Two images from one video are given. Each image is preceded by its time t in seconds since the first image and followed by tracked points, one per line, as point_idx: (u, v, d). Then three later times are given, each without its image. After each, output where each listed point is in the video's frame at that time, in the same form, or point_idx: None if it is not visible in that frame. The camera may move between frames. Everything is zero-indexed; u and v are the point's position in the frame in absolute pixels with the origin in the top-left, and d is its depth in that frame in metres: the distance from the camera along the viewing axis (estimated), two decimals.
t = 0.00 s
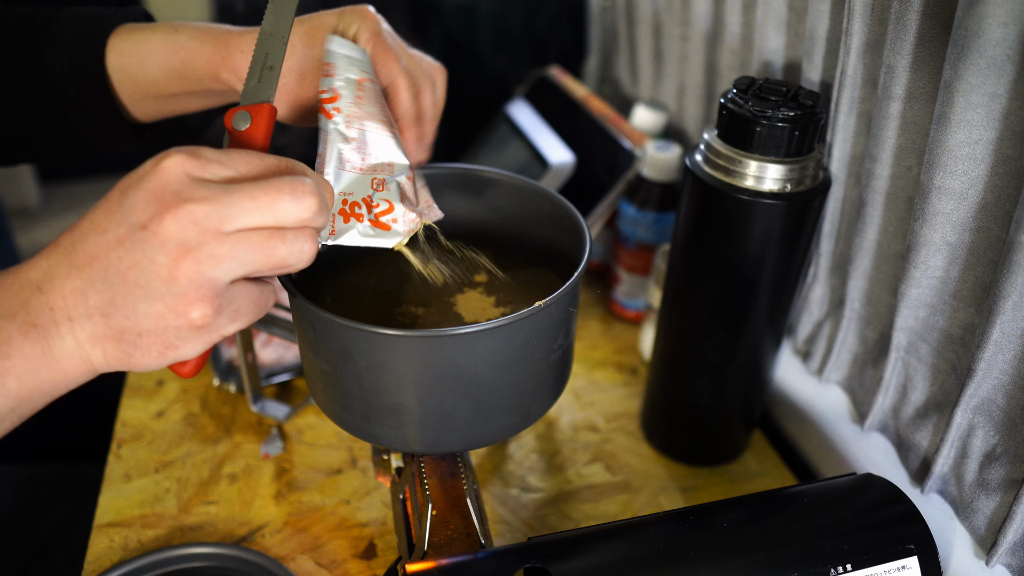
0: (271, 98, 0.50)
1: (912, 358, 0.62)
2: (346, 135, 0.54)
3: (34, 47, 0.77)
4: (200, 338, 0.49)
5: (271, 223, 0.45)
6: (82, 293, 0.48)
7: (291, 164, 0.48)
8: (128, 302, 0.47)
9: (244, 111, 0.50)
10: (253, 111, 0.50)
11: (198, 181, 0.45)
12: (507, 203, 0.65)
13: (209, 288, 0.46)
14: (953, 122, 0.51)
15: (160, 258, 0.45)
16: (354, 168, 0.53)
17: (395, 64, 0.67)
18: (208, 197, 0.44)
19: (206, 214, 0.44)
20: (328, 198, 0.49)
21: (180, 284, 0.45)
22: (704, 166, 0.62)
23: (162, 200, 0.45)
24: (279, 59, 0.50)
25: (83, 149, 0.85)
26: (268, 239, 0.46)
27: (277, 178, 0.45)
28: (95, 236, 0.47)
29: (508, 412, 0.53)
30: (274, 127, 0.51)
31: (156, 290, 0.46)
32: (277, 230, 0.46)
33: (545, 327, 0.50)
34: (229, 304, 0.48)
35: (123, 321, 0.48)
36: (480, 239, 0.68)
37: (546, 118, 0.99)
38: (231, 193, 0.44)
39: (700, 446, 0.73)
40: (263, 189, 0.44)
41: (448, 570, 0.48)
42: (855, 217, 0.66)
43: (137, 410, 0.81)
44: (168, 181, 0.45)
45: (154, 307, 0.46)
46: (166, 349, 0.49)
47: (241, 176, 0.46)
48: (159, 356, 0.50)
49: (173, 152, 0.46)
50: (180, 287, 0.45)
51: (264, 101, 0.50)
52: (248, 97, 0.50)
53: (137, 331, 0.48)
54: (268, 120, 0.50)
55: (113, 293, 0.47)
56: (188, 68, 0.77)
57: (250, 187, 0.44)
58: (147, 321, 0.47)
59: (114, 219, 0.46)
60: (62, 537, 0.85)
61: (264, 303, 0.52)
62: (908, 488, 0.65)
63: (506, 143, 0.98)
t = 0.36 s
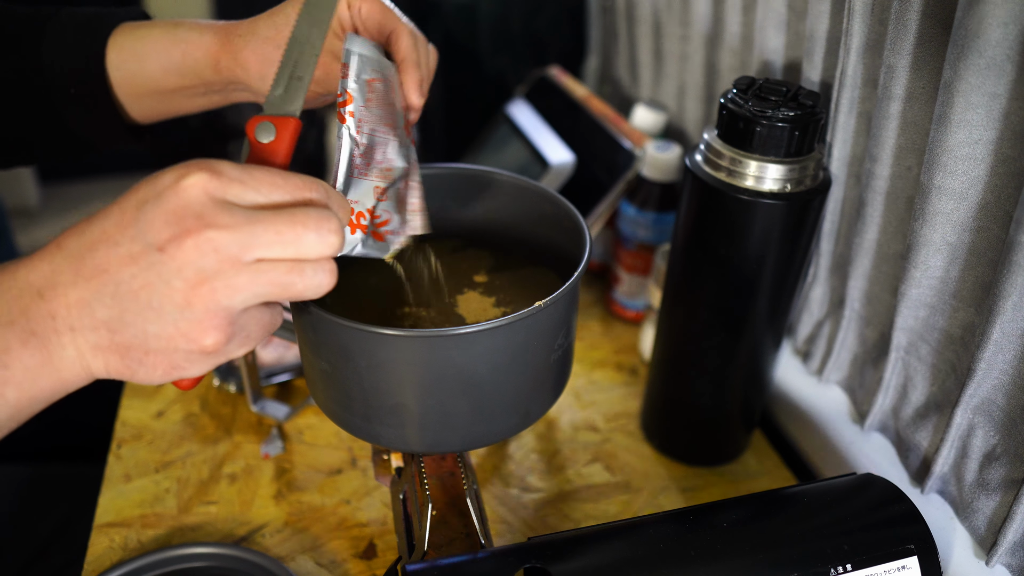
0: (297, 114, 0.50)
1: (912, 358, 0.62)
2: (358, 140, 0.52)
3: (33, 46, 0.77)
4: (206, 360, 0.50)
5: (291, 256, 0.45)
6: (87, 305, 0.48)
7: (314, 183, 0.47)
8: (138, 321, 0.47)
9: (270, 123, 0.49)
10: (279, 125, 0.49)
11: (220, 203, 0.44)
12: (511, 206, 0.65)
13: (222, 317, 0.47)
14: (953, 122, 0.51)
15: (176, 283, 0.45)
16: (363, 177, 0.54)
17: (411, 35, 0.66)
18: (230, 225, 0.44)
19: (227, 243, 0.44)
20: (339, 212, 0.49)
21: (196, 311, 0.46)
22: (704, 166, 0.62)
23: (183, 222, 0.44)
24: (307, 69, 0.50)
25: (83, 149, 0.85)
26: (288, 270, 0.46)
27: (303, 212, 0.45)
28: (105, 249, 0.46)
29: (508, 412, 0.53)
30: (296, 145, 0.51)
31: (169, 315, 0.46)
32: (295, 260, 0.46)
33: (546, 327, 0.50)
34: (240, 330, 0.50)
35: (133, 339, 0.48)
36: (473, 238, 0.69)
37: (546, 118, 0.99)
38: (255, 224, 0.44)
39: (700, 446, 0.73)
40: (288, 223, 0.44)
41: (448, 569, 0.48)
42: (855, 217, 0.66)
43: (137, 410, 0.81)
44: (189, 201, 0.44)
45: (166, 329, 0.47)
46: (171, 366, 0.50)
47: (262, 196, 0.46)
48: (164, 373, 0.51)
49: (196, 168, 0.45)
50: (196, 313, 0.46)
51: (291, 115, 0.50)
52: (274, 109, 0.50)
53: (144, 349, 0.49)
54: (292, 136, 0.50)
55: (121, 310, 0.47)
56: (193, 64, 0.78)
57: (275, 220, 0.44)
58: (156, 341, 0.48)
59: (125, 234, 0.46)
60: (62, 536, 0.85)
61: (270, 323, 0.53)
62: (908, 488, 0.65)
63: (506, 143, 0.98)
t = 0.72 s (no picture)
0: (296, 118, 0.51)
1: (912, 358, 0.62)
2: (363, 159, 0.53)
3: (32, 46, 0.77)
4: (200, 364, 0.50)
5: (289, 263, 0.46)
6: (83, 308, 0.48)
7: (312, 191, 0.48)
8: (132, 325, 0.47)
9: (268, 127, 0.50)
10: (277, 129, 0.50)
11: (218, 209, 0.45)
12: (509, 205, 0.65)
13: (217, 322, 0.47)
14: (953, 121, 0.51)
15: (171, 288, 0.45)
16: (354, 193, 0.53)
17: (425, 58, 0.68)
18: (229, 231, 0.44)
19: (225, 249, 0.44)
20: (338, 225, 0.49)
21: (190, 316, 0.46)
22: (704, 166, 0.62)
23: (180, 227, 0.44)
24: (308, 73, 0.51)
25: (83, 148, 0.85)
26: (283, 277, 0.46)
27: (302, 219, 0.45)
28: (100, 252, 0.46)
29: (508, 411, 0.53)
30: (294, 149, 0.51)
31: (163, 319, 0.47)
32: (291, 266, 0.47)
33: (545, 327, 0.50)
34: (234, 335, 0.50)
35: (127, 342, 0.48)
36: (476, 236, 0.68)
37: (546, 118, 0.99)
38: (253, 230, 0.44)
39: (700, 446, 0.73)
40: (286, 230, 0.45)
41: (448, 569, 0.48)
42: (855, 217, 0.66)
43: (137, 410, 0.81)
44: (187, 206, 0.44)
45: (160, 334, 0.47)
46: (165, 370, 0.50)
47: (260, 204, 0.46)
48: (159, 377, 0.51)
49: (194, 173, 0.45)
50: (190, 318, 0.46)
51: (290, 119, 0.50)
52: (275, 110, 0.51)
53: (137, 352, 0.49)
54: (290, 140, 0.50)
55: (116, 313, 0.47)
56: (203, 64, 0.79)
57: (273, 226, 0.45)
58: (150, 345, 0.48)
59: (122, 237, 0.46)
60: (62, 536, 0.85)
61: (265, 329, 0.53)
62: (908, 488, 0.64)
63: (506, 143, 0.98)
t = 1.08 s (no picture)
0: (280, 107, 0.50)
1: (912, 358, 0.62)
2: (361, 142, 0.53)
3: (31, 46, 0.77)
4: (196, 353, 0.50)
5: (278, 242, 0.46)
6: (78, 301, 0.48)
7: (297, 169, 0.48)
8: (127, 315, 0.47)
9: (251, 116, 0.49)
10: (259, 116, 0.49)
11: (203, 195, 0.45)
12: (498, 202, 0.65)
13: (208, 307, 0.47)
14: (953, 121, 0.51)
15: (163, 273, 0.45)
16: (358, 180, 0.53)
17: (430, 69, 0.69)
18: (217, 214, 0.44)
19: (214, 232, 0.44)
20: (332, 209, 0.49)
21: (181, 301, 0.46)
22: (704, 166, 0.62)
23: (169, 215, 0.44)
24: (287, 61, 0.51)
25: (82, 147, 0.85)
26: (273, 258, 0.46)
27: (288, 198, 0.45)
28: (92, 243, 0.46)
29: (508, 411, 0.53)
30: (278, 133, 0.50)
31: (155, 306, 0.46)
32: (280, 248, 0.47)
33: (545, 327, 0.50)
34: (229, 320, 0.50)
35: (122, 332, 0.48)
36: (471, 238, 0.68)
37: (546, 118, 0.99)
38: (240, 212, 0.45)
39: (700, 446, 0.73)
40: (274, 210, 0.45)
41: (448, 569, 0.48)
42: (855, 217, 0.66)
43: (137, 410, 0.80)
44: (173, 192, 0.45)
45: (154, 322, 0.47)
46: (162, 360, 0.50)
47: (246, 186, 0.46)
48: (155, 367, 0.51)
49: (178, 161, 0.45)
50: (182, 303, 0.46)
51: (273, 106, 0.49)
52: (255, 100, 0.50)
53: (133, 342, 0.49)
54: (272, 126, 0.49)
55: (110, 304, 0.47)
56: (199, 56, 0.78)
57: (260, 207, 0.45)
58: (145, 335, 0.48)
59: (113, 228, 0.46)
60: (62, 536, 0.85)
61: (260, 316, 0.53)
62: (908, 488, 0.65)
63: (506, 143, 0.98)
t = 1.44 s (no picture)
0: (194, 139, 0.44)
1: (912, 358, 0.62)
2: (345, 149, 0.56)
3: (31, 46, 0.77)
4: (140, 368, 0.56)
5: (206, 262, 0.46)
6: (21, 342, 0.51)
7: (236, 224, 0.45)
8: (79, 361, 0.52)
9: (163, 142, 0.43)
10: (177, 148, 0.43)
11: (144, 276, 0.46)
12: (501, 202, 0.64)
13: (155, 356, 0.53)
14: (953, 121, 0.51)
15: (91, 314, 0.47)
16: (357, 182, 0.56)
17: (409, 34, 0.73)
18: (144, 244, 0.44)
19: (157, 311, 0.48)
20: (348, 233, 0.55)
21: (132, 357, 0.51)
22: (704, 166, 0.62)
23: (115, 304, 0.46)
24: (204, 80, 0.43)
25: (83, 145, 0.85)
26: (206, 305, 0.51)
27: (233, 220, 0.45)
28: (28, 302, 0.48)
29: (508, 412, 0.53)
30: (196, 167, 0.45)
31: (103, 357, 0.51)
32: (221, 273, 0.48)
33: (545, 327, 0.50)
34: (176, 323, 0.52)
35: (69, 360, 0.52)
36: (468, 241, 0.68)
37: (546, 118, 0.99)
38: (181, 286, 0.47)
39: (699, 446, 0.73)
40: (214, 276, 0.47)
41: (448, 570, 0.48)
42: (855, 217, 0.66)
43: (137, 410, 0.81)
44: (113, 290, 0.46)
45: (106, 364, 0.52)
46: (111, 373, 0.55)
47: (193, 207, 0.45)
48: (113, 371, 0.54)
49: (109, 241, 0.44)
50: (133, 359, 0.52)
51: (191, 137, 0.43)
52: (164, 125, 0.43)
53: (84, 366, 0.53)
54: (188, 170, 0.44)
55: (55, 351, 0.51)
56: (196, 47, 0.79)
57: (202, 279, 0.47)
58: (95, 361, 0.52)
59: (50, 296, 0.47)
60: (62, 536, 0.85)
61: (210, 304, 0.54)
62: (908, 488, 0.65)
63: (506, 143, 0.98)
